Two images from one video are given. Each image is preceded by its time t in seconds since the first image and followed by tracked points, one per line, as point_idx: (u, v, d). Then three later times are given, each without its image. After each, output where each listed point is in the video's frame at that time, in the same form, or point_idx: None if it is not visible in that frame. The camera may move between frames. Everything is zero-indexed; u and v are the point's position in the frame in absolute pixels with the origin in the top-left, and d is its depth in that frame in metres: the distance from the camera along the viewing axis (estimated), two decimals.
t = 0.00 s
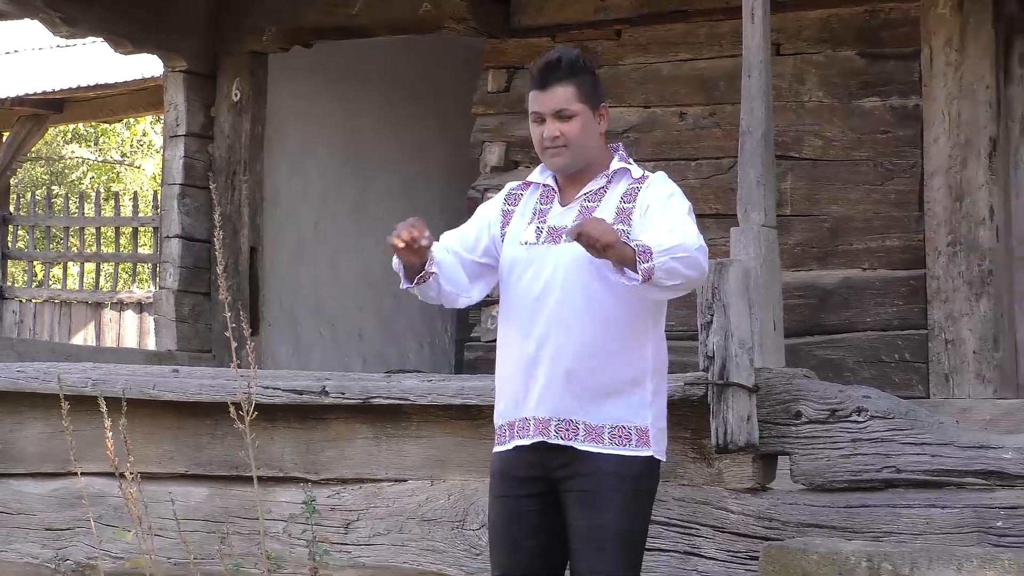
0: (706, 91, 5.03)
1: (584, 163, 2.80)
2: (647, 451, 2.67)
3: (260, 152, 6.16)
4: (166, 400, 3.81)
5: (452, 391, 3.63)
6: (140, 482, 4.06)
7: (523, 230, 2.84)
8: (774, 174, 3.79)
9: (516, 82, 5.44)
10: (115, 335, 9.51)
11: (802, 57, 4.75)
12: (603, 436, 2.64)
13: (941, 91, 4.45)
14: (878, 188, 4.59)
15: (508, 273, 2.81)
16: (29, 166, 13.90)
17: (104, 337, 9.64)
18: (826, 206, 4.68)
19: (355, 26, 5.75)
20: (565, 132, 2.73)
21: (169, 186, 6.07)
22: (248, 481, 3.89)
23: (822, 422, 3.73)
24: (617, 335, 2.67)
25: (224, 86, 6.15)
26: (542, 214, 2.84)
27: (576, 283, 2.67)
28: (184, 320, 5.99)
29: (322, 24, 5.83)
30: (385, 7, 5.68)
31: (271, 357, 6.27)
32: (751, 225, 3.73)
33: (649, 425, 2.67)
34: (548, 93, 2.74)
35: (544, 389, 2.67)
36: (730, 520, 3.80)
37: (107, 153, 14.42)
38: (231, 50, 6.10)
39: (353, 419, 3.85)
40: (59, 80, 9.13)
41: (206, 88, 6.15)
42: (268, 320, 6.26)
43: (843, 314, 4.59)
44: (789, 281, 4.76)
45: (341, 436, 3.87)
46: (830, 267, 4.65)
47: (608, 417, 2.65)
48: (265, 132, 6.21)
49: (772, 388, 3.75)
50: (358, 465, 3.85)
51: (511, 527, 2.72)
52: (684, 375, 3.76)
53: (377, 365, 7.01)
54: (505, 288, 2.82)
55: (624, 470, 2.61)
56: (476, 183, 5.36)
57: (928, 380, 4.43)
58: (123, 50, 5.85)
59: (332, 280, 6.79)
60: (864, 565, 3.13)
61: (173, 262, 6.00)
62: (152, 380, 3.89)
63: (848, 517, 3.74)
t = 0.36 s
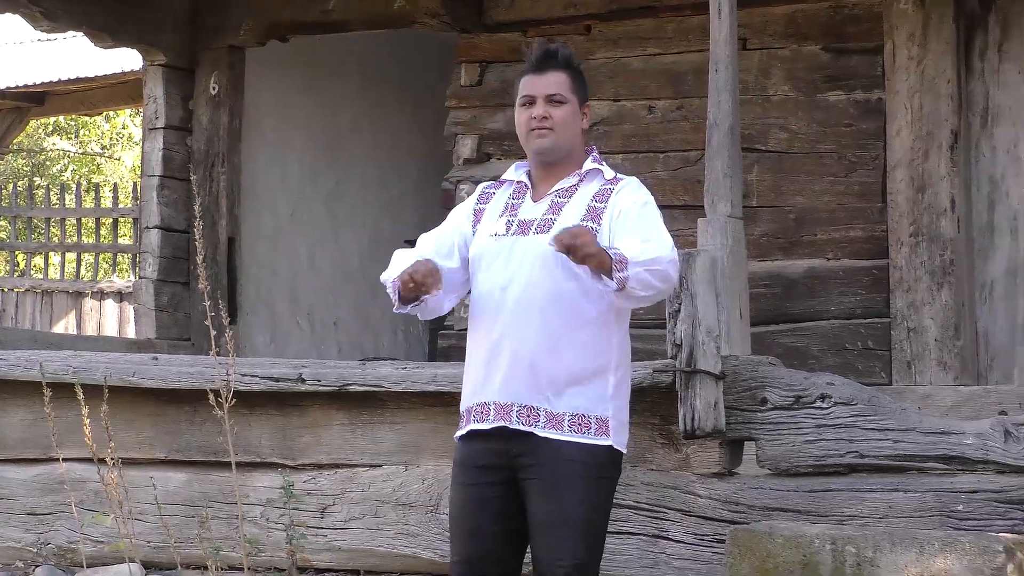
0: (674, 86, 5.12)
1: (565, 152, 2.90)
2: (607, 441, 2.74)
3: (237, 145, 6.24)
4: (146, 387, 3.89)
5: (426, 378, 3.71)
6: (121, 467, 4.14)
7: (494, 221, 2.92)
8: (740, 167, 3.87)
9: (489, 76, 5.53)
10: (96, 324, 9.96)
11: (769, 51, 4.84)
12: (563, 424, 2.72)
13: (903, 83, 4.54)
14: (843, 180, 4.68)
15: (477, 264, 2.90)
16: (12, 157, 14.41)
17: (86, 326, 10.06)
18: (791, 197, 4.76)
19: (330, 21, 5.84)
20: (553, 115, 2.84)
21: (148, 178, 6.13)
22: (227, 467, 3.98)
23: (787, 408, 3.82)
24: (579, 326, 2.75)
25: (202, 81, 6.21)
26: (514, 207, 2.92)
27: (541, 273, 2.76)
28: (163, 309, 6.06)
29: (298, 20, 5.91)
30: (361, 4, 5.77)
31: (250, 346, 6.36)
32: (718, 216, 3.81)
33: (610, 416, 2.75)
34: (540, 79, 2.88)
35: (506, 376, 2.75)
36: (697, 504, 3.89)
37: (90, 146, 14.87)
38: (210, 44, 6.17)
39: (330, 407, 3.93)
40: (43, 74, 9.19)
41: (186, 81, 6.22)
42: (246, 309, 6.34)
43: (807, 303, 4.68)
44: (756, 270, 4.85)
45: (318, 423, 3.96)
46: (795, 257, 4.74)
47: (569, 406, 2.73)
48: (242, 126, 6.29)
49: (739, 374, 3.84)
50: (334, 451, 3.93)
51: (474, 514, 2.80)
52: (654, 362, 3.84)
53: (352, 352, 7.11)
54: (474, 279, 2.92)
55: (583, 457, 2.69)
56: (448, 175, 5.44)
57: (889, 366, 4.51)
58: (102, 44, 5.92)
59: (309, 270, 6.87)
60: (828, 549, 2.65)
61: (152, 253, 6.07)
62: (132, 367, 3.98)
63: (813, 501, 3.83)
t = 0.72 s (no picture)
0: (643, 86, 5.27)
1: (535, 149, 2.98)
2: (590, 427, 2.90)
3: (223, 143, 6.39)
4: (135, 376, 4.04)
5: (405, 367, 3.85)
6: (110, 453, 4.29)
7: (471, 217, 2.99)
8: (706, 165, 4.03)
9: (465, 77, 5.68)
10: (87, 316, 10.39)
11: (734, 53, 4.97)
12: (554, 412, 2.84)
13: (863, 85, 4.70)
14: (805, 176, 4.82)
15: (461, 256, 2.98)
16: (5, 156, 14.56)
17: (76, 317, 10.45)
18: (755, 193, 4.90)
19: (313, 24, 6.03)
20: (523, 111, 2.93)
21: (137, 175, 6.28)
22: (213, 453, 4.12)
23: (752, 396, 3.99)
24: (566, 318, 2.90)
25: (189, 82, 6.35)
26: (489, 203, 2.98)
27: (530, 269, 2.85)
28: (151, 301, 6.20)
29: (282, 22, 6.07)
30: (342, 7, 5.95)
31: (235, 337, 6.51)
32: (686, 212, 3.98)
33: (592, 403, 2.91)
34: (512, 77, 2.97)
35: (501, 366, 2.86)
36: (666, 488, 4.05)
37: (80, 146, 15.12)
38: (196, 46, 6.32)
39: (312, 395, 4.08)
40: (35, 75, 9.34)
41: (171, 81, 6.36)
42: (232, 301, 6.48)
43: (770, 295, 4.82)
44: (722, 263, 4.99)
45: (301, 411, 4.11)
46: (758, 251, 4.88)
47: (557, 395, 2.86)
48: (227, 125, 6.44)
49: (705, 363, 4.00)
50: (317, 437, 4.08)
51: (458, 500, 2.90)
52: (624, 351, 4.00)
53: (334, 343, 7.23)
54: (459, 271, 3.00)
55: (569, 442, 2.82)
56: (426, 172, 5.62)
57: (850, 355, 4.66)
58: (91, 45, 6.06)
59: (293, 265, 7.02)
60: (791, 531, 3.16)
61: (141, 247, 6.22)
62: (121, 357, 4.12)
63: (776, 485, 3.99)
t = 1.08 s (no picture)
0: (616, 91, 5.43)
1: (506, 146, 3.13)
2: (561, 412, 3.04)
3: (212, 144, 6.54)
4: (127, 369, 4.19)
5: (386, 360, 3.99)
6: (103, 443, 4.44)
7: (443, 213, 3.11)
8: (676, 165, 4.19)
9: (445, 81, 5.85)
10: (80, 309, 10.53)
11: (703, 58, 5.11)
12: (525, 399, 2.97)
13: (827, 89, 4.83)
14: (770, 177, 4.97)
15: (433, 253, 3.11)
16: None
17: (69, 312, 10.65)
18: (723, 193, 5.06)
19: (298, 30, 6.20)
20: (498, 108, 3.08)
21: (128, 175, 6.44)
22: (201, 443, 4.28)
23: (719, 387, 4.16)
24: (537, 310, 3.02)
25: (179, 85, 6.51)
26: (460, 200, 3.11)
27: (501, 265, 3.00)
28: (142, 297, 6.36)
29: (269, 28, 6.23)
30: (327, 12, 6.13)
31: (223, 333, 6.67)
32: (656, 211, 4.14)
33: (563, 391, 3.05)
34: (488, 75, 3.12)
35: (473, 358, 2.99)
36: (637, 476, 4.22)
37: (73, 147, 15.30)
38: (185, 51, 6.48)
39: (298, 387, 4.24)
40: (29, 78, 9.48)
41: (162, 85, 6.51)
42: (219, 297, 6.63)
43: (737, 290, 4.98)
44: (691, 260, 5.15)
45: (286, 402, 4.27)
46: (726, 249, 5.04)
47: (528, 383, 2.99)
48: (216, 127, 6.58)
49: (675, 357, 4.19)
50: (302, 428, 4.24)
51: (435, 486, 3.03)
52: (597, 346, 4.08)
53: (319, 338, 7.39)
54: (429, 266, 3.12)
55: (540, 430, 2.96)
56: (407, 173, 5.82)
57: (814, 348, 4.82)
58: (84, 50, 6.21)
59: (279, 262, 7.18)
60: (757, 516, 3.24)
61: (132, 245, 6.37)
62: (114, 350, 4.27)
63: (743, 472, 4.16)
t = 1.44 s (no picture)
0: (589, 93, 5.60)
1: (478, 150, 3.28)
2: (534, 401, 3.16)
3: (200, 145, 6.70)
4: (118, 360, 4.35)
5: (368, 352, 4.15)
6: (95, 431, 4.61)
7: (420, 212, 3.31)
8: (646, 165, 4.36)
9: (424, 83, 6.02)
10: (73, 304, 10.81)
11: (671, 62, 5.29)
12: (496, 387, 3.12)
13: (791, 91, 4.98)
14: (735, 176, 5.14)
15: (411, 250, 3.29)
16: None
17: (63, 307, 10.89)
18: (690, 191, 5.22)
19: (283, 34, 6.34)
20: (467, 117, 3.23)
21: (119, 173, 6.60)
22: (189, 431, 4.45)
23: (687, 377, 4.34)
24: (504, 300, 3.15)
25: (168, 87, 6.67)
26: (436, 199, 3.29)
27: (467, 255, 3.14)
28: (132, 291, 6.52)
29: (255, 32, 6.40)
30: (309, 17, 6.25)
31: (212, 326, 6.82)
32: (626, 209, 4.30)
33: (535, 380, 3.17)
34: (454, 85, 3.25)
35: (444, 347, 3.14)
36: (608, 463, 4.40)
37: (66, 147, 15.51)
38: (173, 54, 6.64)
39: (282, 377, 4.40)
40: (23, 81, 9.63)
41: (151, 87, 6.68)
42: (207, 291, 6.80)
43: (705, 284, 5.15)
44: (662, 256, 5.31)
45: (272, 392, 4.43)
46: (694, 244, 5.19)
47: (499, 372, 3.13)
48: (204, 128, 6.74)
49: (645, 348, 4.36)
50: (287, 417, 4.41)
51: (416, 472, 3.21)
52: (569, 338, 4.25)
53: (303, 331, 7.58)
54: (410, 263, 3.31)
55: (514, 420, 3.10)
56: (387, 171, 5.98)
57: (778, 339, 5.00)
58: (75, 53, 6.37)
59: (264, 257, 7.33)
60: (724, 502, 3.99)
61: (124, 241, 6.53)
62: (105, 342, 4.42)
63: (711, 459, 4.34)
